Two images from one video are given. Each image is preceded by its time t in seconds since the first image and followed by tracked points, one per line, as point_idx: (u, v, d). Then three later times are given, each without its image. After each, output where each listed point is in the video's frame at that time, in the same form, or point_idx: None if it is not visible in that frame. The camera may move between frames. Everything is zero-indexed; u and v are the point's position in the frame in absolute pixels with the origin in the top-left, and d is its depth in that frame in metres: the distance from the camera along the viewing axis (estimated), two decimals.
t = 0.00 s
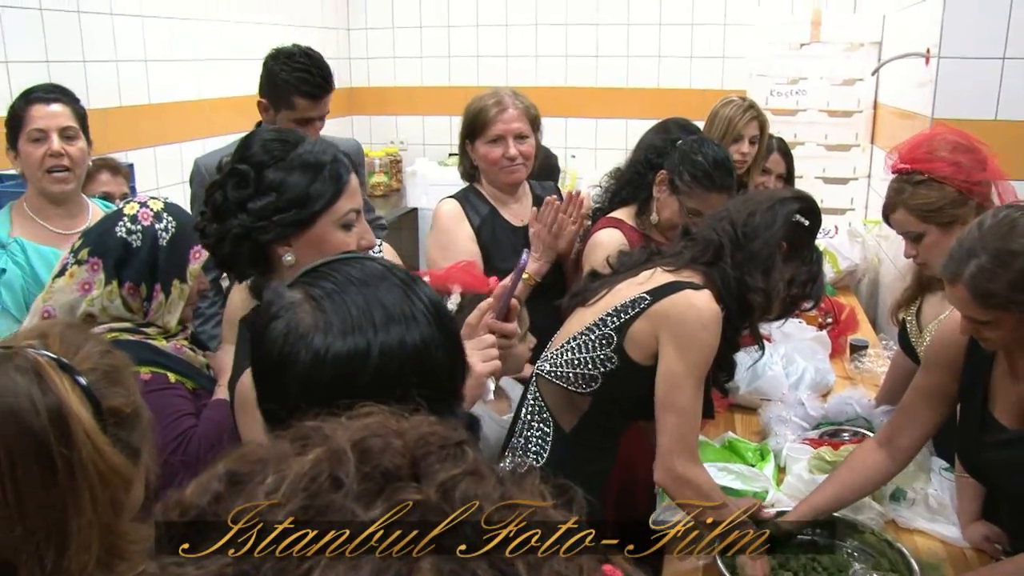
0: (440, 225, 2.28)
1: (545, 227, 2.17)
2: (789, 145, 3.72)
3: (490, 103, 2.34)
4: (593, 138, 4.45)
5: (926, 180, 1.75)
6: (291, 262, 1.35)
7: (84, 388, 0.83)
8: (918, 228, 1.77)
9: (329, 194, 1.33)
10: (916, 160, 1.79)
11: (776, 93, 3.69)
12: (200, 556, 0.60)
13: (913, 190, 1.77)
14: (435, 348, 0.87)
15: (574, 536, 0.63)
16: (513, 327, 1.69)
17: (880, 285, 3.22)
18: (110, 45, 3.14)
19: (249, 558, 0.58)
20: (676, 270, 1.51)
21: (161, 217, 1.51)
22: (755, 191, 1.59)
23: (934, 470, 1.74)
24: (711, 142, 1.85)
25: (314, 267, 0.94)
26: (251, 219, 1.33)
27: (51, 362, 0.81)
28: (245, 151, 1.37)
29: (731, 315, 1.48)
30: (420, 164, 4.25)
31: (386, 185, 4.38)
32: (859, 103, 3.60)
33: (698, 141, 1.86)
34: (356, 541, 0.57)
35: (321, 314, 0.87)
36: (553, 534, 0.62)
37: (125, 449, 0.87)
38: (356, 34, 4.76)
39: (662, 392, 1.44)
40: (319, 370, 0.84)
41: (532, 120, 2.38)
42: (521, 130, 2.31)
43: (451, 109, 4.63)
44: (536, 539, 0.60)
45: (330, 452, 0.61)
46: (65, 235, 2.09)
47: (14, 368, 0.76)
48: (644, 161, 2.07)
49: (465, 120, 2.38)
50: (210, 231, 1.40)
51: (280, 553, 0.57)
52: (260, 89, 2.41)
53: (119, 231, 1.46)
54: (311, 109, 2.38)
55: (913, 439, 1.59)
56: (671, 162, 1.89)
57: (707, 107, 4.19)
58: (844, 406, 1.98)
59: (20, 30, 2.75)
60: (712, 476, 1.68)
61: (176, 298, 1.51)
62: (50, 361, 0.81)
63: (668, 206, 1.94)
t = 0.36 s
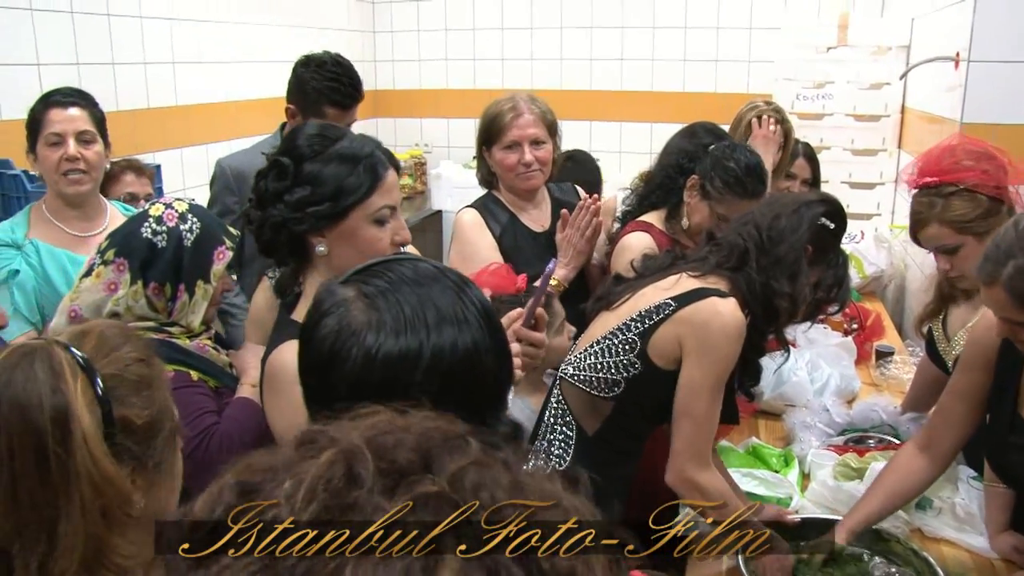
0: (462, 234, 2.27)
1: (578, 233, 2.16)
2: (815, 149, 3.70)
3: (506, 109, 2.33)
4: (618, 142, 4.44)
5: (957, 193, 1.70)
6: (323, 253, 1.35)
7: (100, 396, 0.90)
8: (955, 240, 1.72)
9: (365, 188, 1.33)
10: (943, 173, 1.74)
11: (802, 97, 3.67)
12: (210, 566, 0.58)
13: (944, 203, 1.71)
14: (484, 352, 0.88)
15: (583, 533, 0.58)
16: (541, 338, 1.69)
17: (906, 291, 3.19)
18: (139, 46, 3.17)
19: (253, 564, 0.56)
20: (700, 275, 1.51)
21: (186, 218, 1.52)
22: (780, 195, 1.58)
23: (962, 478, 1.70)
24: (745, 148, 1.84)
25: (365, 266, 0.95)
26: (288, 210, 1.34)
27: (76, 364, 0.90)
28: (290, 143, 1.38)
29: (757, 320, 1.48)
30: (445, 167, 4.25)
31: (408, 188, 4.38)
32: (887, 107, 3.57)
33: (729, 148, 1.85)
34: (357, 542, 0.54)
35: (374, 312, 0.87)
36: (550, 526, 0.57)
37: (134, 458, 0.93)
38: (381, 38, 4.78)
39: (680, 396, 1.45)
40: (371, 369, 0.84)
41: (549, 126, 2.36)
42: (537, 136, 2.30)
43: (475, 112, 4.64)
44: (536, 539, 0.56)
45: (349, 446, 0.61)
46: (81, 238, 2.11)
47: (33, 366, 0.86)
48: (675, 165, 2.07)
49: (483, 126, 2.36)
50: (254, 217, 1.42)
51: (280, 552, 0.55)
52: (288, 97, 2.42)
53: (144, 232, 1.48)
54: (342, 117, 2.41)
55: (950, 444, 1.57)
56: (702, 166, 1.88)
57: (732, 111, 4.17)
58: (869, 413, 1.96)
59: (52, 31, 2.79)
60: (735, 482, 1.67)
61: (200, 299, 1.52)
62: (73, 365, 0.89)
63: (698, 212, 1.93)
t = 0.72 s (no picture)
0: (486, 239, 2.27)
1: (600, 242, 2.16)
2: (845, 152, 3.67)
3: (531, 111, 2.33)
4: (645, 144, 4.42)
5: (999, 202, 1.60)
6: (347, 263, 1.34)
7: (106, 390, 0.93)
8: (1000, 252, 1.61)
9: (391, 196, 1.31)
10: (982, 183, 1.64)
11: (833, 101, 3.65)
12: (189, 557, 0.52)
13: (984, 214, 1.61)
14: (519, 350, 0.88)
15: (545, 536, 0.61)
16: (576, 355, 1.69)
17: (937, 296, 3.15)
18: (169, 47, 3.20)
19: (250, 558, 0.51)
20: (725, 278, 1.50)
21: (218, 217, 1.53)
22: (807, 197, 1.57)
23: (993, 488, 1.69)
24: (777, 153, 1.83)
25: (401, 265, 0.94)
26: (311, 217, 1.32)
27: (89, 357, 0.94)
28: (313, 149, 1.36)
29: (785, 325, 1.48)
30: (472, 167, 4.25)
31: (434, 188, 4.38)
32: (918, 111, 3.54)
33: (760, 153, 1.84)
34: (356, 541, 0.51)
35: (411, 310, 0.86)
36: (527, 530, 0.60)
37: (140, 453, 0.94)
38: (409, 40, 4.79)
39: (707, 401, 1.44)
40: (408, 365, 0.83)
41: (572, 130, 2.33)
42: (558, 140, 2.28)
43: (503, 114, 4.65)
44: (534, 539, 0.61)
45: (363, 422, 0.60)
46: (107, 238, 2.13)
47: (45, 358, 0.92)
48: (706, 168, 2.05)
49: (509, 129, 2.35)
50: (274, 226, 1.41)
51: (283, 552, 0.51)
52: (334, 101, 2.43)
53: (176, 231, 1.49)
54: (387, 127, 2.43)
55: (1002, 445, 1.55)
56: (734, 171, 1.87)
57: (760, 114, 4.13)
58: (898, 420, 1.95)
59: (84, 31, 2.83)
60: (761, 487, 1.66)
61: (229, 298, 1.54)
62: (84, 359, 0.93)
63: (729, 216, 1.92)
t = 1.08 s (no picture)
0: (516, 237, 2.27)
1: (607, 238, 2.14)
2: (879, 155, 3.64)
3: (564, 112, 2.32)
4: (676, 146, 4.40)
5: None
6: (374, 277, 1.24)
7: (147, 381, 0.95)
8: None
9: (424, 208, 1.22)
10: None
11: (867, 102, 3.60)
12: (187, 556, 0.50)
13: None
14: (572, 360, 0.86)
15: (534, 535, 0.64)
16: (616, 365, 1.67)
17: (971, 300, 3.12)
18: (204, 47, 3.23)
19: (248, 559, 0.50)
20: (763, 282, 1.49)
21: (256, 215, 1.54)
22: (844, 201, 1.56)
23: None
24: (809, 153, 1.82)
25: (471, 262, 0.94)
26: (337, 228, 1.23)
27: (133, 350, 0.97)
28: (336, 156, 1.26)
29: (824, 329, 1.47)
30: (504, 168, 4.25)
31: (465, 189, 4.39)
32: (954, 113, 3.49)
33: (794, 153, 1.83)
34: (356, 541, 0.52)
35: (469, 308, 0.86)
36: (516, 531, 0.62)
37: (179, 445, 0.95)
38: (442, 40, 4.81)
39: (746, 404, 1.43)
40: (456, 361, 0.83)
41: (604, 130, 2.31)
42: (588, 141, 2.27)
43: (534, 114, 4.65)
44: (534, 539, 0.64)
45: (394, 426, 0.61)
46: (149, 234, 2.15)
47: (92, 347, 0.96)
48: (736, 171, 2.04)
49: (541, 129, 2.35)
50: (296, 235, 1.30)
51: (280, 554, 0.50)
52: (380, 103, 2.43)
53: (215, 229, 1.50)
54: (429, 132, 2.44)
55: None
56: (764, 172, 1.85)
57: (791, 115, 4.11)
58: (931, 426, 1.93)
59: (122, 31, 2.87)
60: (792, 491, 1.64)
61: (264, 295, 1.55)
62: (127, 351, 0.96)
63: (761, 218, 1.90)
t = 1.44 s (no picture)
0: (550, 234, 2.27)
1: (656, 241, 2.16)
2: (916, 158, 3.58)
3: (600, 111, 2.32)
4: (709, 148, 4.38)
5: None
6: (407, 277, 1.24)
7: (192, 374, 0.96)
8: None
9: (457, 208, 1.21)
10: None
11: (904, 104, 3.58)
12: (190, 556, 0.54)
13: None
14: (678, 395, 0.81)
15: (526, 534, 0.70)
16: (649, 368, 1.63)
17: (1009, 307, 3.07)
18: (239, 47, 3.26)
19: (249, 557, 0.54)
20: (801, 286, 1.48)
21: (297, 213, 1.56)
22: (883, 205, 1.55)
23: None
24: (841, 155, 1.80)
25: (615, 266, 0.90)
26: (370, 228, 1.22)
27: (180, 343, 0.98)
28: (370, 156, 1.25)
29: (861, 334, 1.46)
30: (538, 168, 4.24)
31: (497, 189, 4.39)
32: (993, 115, 3.44)
33: (829, 154, 1.81)
34: (357, 541, 0.57)
35: (599, 304, 0.82)
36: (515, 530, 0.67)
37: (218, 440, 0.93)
38: (476, 40, 4.82)
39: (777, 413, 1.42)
40: (568, 347, 0.79)
41: (638, 130, 2.30)
42: (621, 140, 2.25)
43: (568, 115, 4.65)
44: (535, 538, 0.76)
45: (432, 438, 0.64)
46: (199, 230, 2.18)
47: (141, 340, 0.98)
48: (767, 175, 2.02)
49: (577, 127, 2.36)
50: (329, 234, 1.29)
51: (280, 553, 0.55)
52: (417, 104, 2.44)
53: (256, 225, 1.52)
54: (466, 134, 2.44)
55: None
56: (794, 173, 1.85)
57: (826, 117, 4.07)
58: (967, 432, 1.90)
59: (160, 31, 2.90)
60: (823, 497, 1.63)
61: (303, 292, 1.56)
62: (175, 346, 0.98)
63: (792, 220, 1.88)
